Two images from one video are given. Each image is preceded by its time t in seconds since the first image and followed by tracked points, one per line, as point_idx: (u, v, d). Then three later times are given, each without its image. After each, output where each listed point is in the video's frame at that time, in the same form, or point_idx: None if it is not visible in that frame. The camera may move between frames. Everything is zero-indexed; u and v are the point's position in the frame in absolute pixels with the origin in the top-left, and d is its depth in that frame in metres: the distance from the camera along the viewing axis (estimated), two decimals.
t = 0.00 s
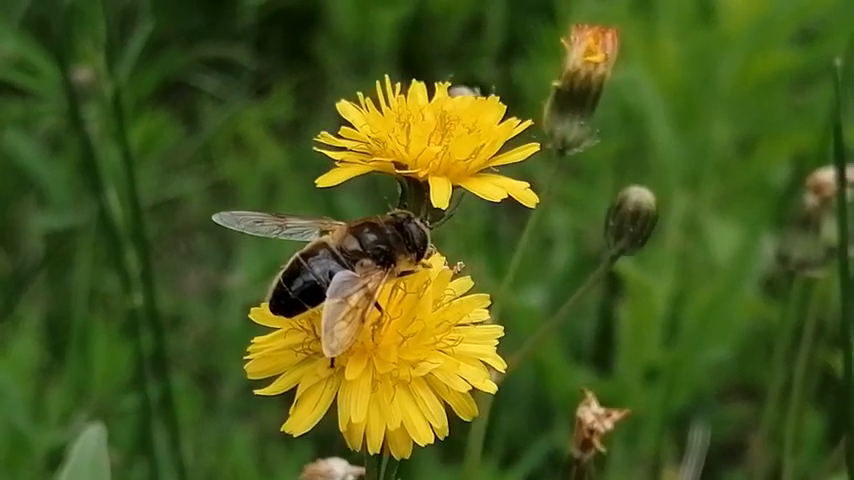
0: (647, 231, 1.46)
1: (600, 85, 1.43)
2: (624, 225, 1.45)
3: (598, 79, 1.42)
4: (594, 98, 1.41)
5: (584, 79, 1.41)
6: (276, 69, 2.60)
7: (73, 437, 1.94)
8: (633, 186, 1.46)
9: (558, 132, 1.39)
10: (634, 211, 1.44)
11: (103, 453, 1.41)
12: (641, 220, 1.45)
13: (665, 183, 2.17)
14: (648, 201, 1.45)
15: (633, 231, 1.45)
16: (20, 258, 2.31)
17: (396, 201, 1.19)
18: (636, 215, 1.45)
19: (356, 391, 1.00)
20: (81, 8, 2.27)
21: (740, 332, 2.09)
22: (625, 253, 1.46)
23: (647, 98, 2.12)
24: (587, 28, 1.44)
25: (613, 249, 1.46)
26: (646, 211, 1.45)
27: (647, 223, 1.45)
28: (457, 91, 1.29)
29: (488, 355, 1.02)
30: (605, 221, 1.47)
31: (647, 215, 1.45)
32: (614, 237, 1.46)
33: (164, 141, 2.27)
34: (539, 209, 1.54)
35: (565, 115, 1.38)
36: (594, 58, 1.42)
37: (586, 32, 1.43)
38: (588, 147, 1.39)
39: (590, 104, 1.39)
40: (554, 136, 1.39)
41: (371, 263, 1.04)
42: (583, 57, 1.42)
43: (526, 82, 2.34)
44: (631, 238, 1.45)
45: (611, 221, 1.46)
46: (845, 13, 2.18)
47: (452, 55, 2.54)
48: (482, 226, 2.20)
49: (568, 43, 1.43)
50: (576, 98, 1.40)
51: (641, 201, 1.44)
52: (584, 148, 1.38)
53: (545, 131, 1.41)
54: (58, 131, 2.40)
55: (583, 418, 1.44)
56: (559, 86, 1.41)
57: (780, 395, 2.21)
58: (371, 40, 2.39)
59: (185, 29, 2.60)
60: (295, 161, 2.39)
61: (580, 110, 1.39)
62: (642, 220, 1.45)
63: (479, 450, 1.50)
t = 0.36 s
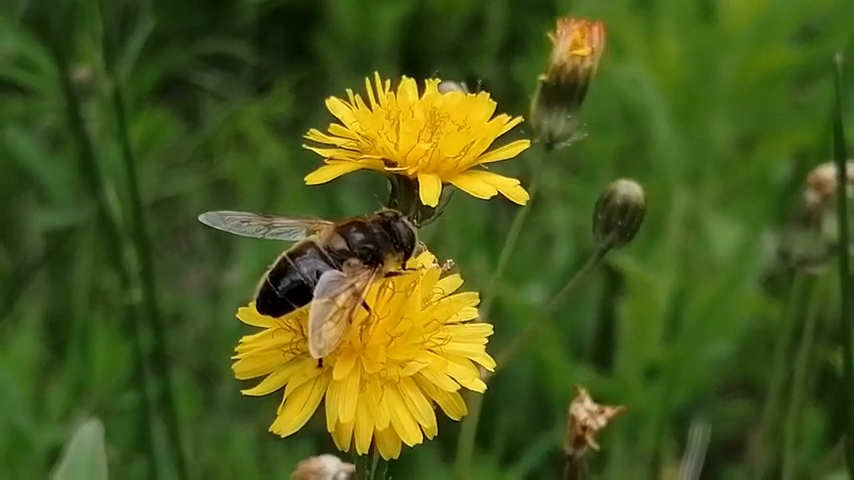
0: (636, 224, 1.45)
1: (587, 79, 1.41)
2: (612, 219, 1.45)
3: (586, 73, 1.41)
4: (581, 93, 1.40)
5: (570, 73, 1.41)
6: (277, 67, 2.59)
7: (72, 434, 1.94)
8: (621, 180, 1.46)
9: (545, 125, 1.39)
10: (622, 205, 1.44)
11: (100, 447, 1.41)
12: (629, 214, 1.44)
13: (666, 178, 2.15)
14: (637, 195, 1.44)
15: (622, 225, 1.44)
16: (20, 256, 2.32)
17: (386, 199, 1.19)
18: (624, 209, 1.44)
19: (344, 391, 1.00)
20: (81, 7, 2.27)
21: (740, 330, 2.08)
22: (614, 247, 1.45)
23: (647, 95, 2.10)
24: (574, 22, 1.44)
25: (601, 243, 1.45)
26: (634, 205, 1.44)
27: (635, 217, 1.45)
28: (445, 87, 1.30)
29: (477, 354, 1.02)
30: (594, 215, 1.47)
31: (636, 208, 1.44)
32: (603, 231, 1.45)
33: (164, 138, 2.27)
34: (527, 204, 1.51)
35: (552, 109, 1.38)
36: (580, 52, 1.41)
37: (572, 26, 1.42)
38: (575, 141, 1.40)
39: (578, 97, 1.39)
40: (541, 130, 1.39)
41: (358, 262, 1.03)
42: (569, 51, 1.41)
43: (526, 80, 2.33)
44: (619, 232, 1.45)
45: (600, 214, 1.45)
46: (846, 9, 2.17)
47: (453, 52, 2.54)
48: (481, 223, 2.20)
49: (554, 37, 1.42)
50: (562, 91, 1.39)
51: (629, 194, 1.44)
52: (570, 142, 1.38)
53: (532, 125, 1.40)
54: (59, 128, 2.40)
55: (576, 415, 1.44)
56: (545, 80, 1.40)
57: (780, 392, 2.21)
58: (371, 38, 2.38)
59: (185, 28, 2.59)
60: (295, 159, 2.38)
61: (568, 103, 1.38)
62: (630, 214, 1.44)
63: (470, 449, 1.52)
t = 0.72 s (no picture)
0: (636, 224, 1.45)
1: (588, 78, 1.42)
2: (612, 219, 1.44)
3: (585, 73, 1.41)
4: (581, 93, 1.40)
5: (571, 72, 1.41)
6: (276, 66, 2.59)
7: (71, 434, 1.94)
8: (621, 180, 1.46)
9: (546, 125, 1.39)
10: (623, 205, 1.44)
11: (97, 454, 1.41)
12: (629, 214, 1.44)
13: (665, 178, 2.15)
14: (637, 194, 1.45)
15: (622, 225, 1.44)
16: (20, 255, 2.32)
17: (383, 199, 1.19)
18: (625, 209, 1.44)
19: (342, 391, 1.00)
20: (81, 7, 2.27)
21: (739, 330, 2.09)
22: (613, 247, 1.45)
23: (647, 96, 2.11)
24: (574, 21, 1.43)
25: (602, 243, 1.45)
26: (635, 204, 1.44)
27: (635, 218, 1.45)
28: (445, 87, 1.32)
29: (474, 354, 1.02)
30: (594, 215, 1.47)
31: (636, 208, 1.44)
32: (603, 231, 1.45)
33: (164, 139, 2.27)
34: (526, 204, 1.51)
35: (553, 109, 1.38)
36: (581, 52, 1.40)
37: (572, 25, 1.42)
38: (575, 142, 1.39)
39: (578, 98, 1.39)
40: (541, 131, 1.39)
41: (355, 262, 1.03)
42: (570, 51, 1.40)
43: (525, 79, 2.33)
44: (620, 231, 1.44)
45: (600, 214, 1.45)
46: (846, 9, 2.17)
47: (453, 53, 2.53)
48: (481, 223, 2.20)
49: (555, 37, 1.42)
50: (562, 92, 1.39)
51: (630, 194, 1.44)
52: (571, 142, 1.38)
53: (532, 125, 1.40)
54: (58, 128, 2.40)
55: (575, 415, 1.44)
56: (545, 80, 1.40)
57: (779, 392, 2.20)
58: (370, 38, 2.38)
59: (184, 28, 2.59)
60: (294, 159, 2.39)
61: (568, 103, 1.38)
62: (630, 214, 1.44)
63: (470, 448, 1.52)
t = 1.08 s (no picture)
0: (642, 225, 1.46)
1: (596, 79, 1.42)
2: (620, 220, 1.45)
3: (594, 74, 1.42)
4: (590, 93, 1.40)
5: (579, 73, 1.41)
6: (274, 68, 2.60)
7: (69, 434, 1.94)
8: (628, 181, 1.47)
9: (554, 126, 1.40)
10: (630, 206, 1.44)
11: (97, 454, 1.41)
12: (637, 215, 1.45)
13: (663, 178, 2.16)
14: (645, 195, 1.45)
15: (629, 226, 1.45)
16: (17, 256, 2.31)
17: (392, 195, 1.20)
18: (632, 210, 1.45)
19: (354, 384, 1.00)
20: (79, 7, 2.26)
21: (738, 330, 2.10)
22: (620, 248, 1.46)
23: (644, 97, 2.12)
24: (583, 22, 1.44)
25: (609, 244, 1.45)
26: (642, 206, 1.45)
27: (642, 219, 1.45)
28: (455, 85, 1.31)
29: (485, 348, 1.02)
30: (601, 217, 1.47)
31: (644, 209, 1.45)
32: (611, 232, 1.46)
33: (162, 139, 2.27)
34: (534, 206, 1.53)
35: (561, 110, 1.39)
36: (590, 53, 1.41)
37: (581, 26, 1.42)
38: (584, 142, 1.40)
39: (586, 99, 1.40)
40: (549, 131, 1.40)
41: (368, 255, 1.04)
42: (579, 52, 1.41)
43: (524, 80, 2.34)
44: (627, 233, 1.45)
45: (607, 216, 1.46)
46: (844, 10, 2.18)
47: (450, 53, 2.56)
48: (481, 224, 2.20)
49: (564, 37, 1.42)
50: (571, 92, 1.39)
51: (637, 195, 1.45)
52: (579, 143, 1.39)
53: (540, 126, 1.41)
54: (56, 129, 2.39)
55: (580, 413, 1.44)
56: (554, 80, 1.41)
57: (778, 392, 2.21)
58: (368, 39, 2.38)
59: (182, 28, 2.59)
60: (293, 159, 2.39)
61: (576, 104, 1.39)
62: (637, 215, 1.45)
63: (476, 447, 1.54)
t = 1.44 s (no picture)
0: (645, 223, 1.46)
1: (597, 78, 1.42)
2: (622, 218, 1.45)
3: (595, 73, 1.42)
4: (591, 92, 1.41)
5: (581, 71, 1.41)
6: (274, 68, 2.61)
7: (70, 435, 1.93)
8: (630, 178, 1.47)
9: (556, 124, 1.39)
10: (633, 203, 1.45)
11: (97, 454, 1.41)
12: (639, 212, 1.45)
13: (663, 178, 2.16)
14: (647, 193, 1.45)
15: (631, 223, 1.45)
16: (17, 257, 2.31)
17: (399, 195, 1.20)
18: (634, 207, 1.45)
19: (362, 384, 0.99)
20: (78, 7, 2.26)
21: (738, 330, 2.10)
22: (623, 246, 1.45)
23: (645, 97, 2.12)
24: (584, 21, 1.44)
25: (611, 242, 1.45)
26: (644, 203, 1.45)
27: (644, 217, 1.46)
28: (459, 85, 1.30)
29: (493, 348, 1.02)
30: (603, 214, 1.47)
31: (646, 207, 1.46)
32: (612, 230, 1.45)
33: (162, 140, 2.26)
34: (535, 206, 1.53)
35: (563, 108, 1.39)
36: (591, 51, 1.41)
37: (582, 25, 1.43)
38: (585, 141, 1.40)
39: (587, 97, 1.40)
40: (551, 130, 1.40)
41: (377, 256, 1.05)
42: (580, 51, 1.41)
43: (524, 80, 2.34)
44: (629, 230, 1.45)
45: (609, 213, 1.46)
46: (844, 10, 2.19)
47: (450, 52, 2.56)
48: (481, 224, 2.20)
49: (565, 36, 1.42)
50: (572, 90, 1.40)
51: (639, 193, 1.45)
52: (580, 142, 1.39)
53: (542, 124, 1.41)
54: (55, 130, 2.39)
55: (584, 413, 1.44)
56: (555, 79, 1.41)
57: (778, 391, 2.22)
58: (368, 39, 2.38)
59: (182, 28, 2.59)
60: (293, 159, 2.39)
61: (578, 102, 1.39)
62: (640, 212, 1.45)
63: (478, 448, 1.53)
